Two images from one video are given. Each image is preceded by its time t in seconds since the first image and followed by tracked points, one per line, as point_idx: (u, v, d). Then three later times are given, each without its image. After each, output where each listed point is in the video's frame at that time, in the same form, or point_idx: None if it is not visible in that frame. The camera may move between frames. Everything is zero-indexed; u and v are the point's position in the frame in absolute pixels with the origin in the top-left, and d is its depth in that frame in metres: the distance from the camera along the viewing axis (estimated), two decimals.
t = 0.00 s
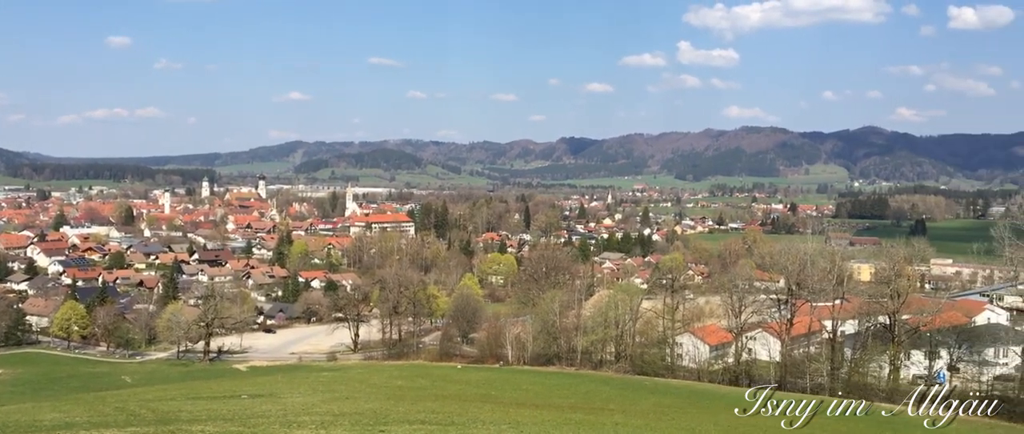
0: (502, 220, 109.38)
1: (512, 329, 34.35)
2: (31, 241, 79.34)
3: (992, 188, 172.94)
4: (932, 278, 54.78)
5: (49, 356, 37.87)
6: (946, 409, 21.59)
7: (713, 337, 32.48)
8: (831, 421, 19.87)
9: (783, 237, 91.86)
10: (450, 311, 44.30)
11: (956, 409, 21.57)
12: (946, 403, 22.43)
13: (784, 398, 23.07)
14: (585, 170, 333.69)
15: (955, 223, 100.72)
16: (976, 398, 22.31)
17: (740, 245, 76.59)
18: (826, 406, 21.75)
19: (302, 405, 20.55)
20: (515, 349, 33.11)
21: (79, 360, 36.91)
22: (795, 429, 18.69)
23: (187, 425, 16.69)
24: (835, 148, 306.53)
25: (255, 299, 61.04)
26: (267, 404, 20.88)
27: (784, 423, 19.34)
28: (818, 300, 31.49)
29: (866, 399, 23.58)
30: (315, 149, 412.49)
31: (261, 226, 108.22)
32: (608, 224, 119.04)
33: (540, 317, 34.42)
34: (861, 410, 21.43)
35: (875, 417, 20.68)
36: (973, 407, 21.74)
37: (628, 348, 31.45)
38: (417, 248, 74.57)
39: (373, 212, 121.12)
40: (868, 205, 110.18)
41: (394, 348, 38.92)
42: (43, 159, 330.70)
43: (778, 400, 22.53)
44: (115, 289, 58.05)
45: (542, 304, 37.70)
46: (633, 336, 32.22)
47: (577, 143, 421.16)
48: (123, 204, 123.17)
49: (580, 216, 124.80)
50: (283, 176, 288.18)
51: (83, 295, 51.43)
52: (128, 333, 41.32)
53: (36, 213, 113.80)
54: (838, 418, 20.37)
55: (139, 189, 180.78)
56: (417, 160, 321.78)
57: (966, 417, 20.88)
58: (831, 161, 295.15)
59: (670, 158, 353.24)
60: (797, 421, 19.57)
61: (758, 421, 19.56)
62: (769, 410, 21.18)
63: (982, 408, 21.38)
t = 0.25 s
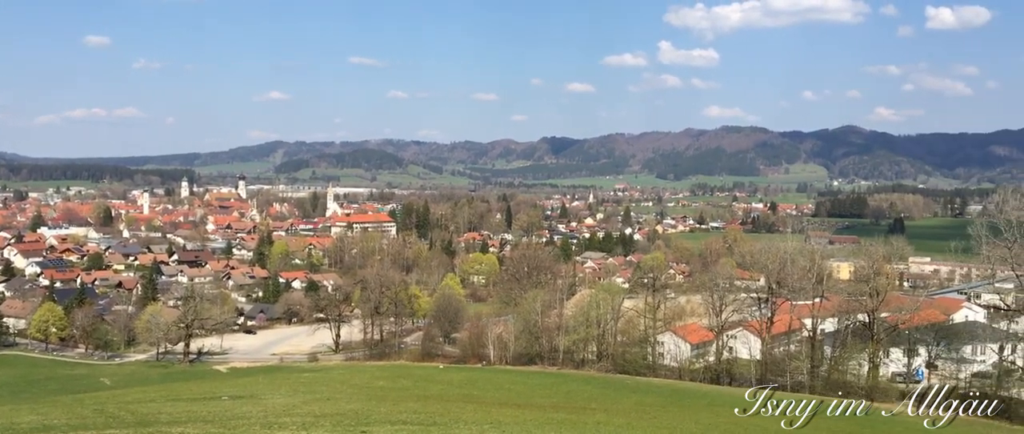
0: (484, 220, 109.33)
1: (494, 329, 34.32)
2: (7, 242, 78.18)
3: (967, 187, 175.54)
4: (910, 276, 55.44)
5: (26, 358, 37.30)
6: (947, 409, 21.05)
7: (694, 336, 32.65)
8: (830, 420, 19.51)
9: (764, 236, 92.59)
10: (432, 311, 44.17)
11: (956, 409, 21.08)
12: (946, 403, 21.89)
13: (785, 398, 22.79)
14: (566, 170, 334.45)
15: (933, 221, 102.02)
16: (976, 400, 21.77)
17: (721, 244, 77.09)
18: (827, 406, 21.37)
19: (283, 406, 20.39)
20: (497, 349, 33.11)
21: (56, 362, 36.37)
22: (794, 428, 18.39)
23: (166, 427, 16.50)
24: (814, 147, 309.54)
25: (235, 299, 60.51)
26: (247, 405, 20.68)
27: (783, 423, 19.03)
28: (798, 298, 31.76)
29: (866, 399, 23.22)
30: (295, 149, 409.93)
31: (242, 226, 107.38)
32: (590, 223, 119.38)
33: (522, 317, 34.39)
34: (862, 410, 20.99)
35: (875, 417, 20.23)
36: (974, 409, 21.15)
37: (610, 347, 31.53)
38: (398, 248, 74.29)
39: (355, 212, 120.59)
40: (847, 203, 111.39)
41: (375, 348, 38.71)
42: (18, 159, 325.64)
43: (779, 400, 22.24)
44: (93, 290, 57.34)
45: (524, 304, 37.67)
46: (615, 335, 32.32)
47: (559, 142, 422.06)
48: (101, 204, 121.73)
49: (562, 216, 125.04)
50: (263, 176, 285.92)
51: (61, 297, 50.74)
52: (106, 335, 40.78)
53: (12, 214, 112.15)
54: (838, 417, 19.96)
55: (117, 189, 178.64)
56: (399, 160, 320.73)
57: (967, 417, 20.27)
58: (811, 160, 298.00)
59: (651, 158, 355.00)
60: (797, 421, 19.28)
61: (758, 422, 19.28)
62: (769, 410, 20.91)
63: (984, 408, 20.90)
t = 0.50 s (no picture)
0: (468, 220, 109.19)
1: (478, 328, 34.32)
2: None
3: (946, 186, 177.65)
4: (891, 275, 55.99)
5: (6, 359, 36.83)
6: (945, 408, 20.79)
7: (677, 335, 32.81)
8: (831, 421, 19.43)
9: (747, 235, 93.21)
10: (416, 311, 44.08)
11: (956, 409, 20.77)
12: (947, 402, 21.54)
13: (785, 397, 22.68)
14: (551, 169, 334.74)
15: (913, 220, 103.14)
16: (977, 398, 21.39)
17: (704, 243, 77.46)
18: (827, 406, 21.26)
19: (267, 407, 20.24)
20: (481, 349, 33.15)
21: (36, 364, 35.94)
22: (795, 429, 18.33)
23: (148, 428, 16.35)
24: (796, 147, 311.98)
25: (218, 300, 60.04)
26: (230, 406, 20.52)
27: (783, 423, 18.97)
28: (780, 297, 32.02)
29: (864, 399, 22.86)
30: (278, 149, 407.23)
31: (224, 227, 106.55)
32: (574, 223, 119.61)
33: (505, 316, 34.41)
34: (862, 409, 20.88)
35: (875, 416, 20.14)
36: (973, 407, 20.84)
37: (594, 347, 31.60)
38: (382, 248, 74.03)
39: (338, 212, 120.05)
40: (829, 203, 112.39)
41: (359, 348, 38.58)
42: None
43: (778, 400, 22.18)
44: (74, 291, 56.71)
45: (508, 303, 37.69)
46: (599, 334, 32.37)
47: (542, 142, 422.52)
48: (81, 204, 120.40)
49: (546, 216, 125.12)
50: (245, 176, 283.65)
51: (41, 298, 50.14)
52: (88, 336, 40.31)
53: None
54: (837, 418, 19.87)
55: (98, 189, 176.66)
56: (382, 160, 319.49)
57: (966, 416, 20.06)
58: (793, 159, 300.27)
59: (634, 157, 356.28)
60: (797, 421, 19.21)
61: (758, 421, 19.26)
62: (769, 410, 20.82)
63: (983, 408, 20.48)
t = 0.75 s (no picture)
0: (448, 219, 108.90)
1: (459, 328, 34.24)
2: None
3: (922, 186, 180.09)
4: (869, 273, 56.57)
5: None
6: (945, 409, 20.63)
7: (658, 334, 32.94)
8: (831, 421, 19.41)
9: (726, 234, 93.81)
10: (396, 310, 43.89)
11: (957, 409, 20.56)
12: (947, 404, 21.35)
13: (785, 397, 22.65)
14: (532, 169, 334.97)
15: (889, 219, 104.31)
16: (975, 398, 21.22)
17: (685, 242, 77.86)
18: (828, 406, 21.23)
19: (246, 408, 20.05)
20: (462, 349, 33.08)
21: (11, 366, 35.34)
22: (796, 429, 18.27)
23: (126, 430, 16.12)
24: (775, 146, 314.74)
25: (196, 301, 59.38)
26: (209, 407, 20.31)
27: (784, 422, 18.93)
28: (759, 296, 32.23)
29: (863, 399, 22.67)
30: (257, 149, 403.62)
31: (202, 226, 105.41)
32: (555, 222, 119.70)
33: (486, 316, 34.34)
34: (861, 409, 20.86)
35: (875, 416, 20.11)
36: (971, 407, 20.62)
37: (575, 346, 31.63)
38: (362, 247, 73.61)
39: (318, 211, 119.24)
40: (808, 202, 113.44)
41: (339, 349, 38.32)
42: None
43: (778, 400, 22.17)
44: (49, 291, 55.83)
45: (489, 302, 37.59)
46: (580, 333, 32.41)
47: (523, 141, 422.64)
48: (56, 204, 118.60)
49: (527, 215, 125.11)
50: (224, 176, 280.81)
51: (16, 298, 49.31)
52: (64, 337, 39.68)
53: None
54: (838, 417, 19.84)
55: (74, 189, 174.09)
56: (363, 159, 317.81)
57: (966, 417, 19.94)
58: (772, 159, 302.79)
59: (615, 157, 357.47)
60: (797, 421, 19.17)
61: (757, 421, 19.21)
62: (769, 410, 20.79)
63: (982, 407, 20.14)
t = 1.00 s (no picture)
0: (430, 219, 108.60)
1: (441, 328, 34.13)
2: None
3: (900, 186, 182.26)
4: (848, 272, 57.09)
5: None
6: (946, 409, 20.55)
7: (639, 333, 33.06)
8: (831, 420, 19.42)
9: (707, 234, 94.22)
10: (378, 311, 43.68)
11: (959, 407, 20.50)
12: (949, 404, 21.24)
13: (785, 397, 22.67)
14: (514, 169, 335.01)
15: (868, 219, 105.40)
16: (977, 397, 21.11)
17: (666, 242, 78.20)
18: (829, 406, 21.26)
19: (227, 409, 19.86)
20: (444, 349, 32.99)
21: None
22: (796, 429, 18.28)
23: (104, 431, 15.90)
24: (755, 146, 317.23)
25: (176, 301, 58.77)
26: (190, 408, 20.10)
27: (784, 422, 18.95)
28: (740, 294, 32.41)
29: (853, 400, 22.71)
30: (237, 148, 400.12)
31: (182, 227, 104.32)
32: (537, 222, 119.75)
33: (468, 316, 34.25)
34: (862, 409, 20.87)
35: (874, 416, 20.13)
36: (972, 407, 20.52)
37: (557, 346, 31.63)
38: (344, 248, 73.20)
39: (299, 211, 118.48)
40: (788, 201, 114.37)
41: (320, 349, 38.06)
42: None
43: (778, 400, 22.21)
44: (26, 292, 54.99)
45: (471, 302, 37.49)
46: (562, 333, 32.40)
47: (505, 141, 422.70)
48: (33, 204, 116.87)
49: (509, 215, 125.10)
50: (204, 175, 278.12)
51: None
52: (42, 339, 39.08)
53: None
54: (838, 417, 19.85)
55: (51, 189, 171.73)
56: (344, 159, 316.18)
57: (966, 418, 19.87)
58: (752, 158, 305.03)
59: (597, 157, 358.50)
60: (797, 421, 19.18)
61: (758, 421, 19.20)
62: (769, 410, 20.79)
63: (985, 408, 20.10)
